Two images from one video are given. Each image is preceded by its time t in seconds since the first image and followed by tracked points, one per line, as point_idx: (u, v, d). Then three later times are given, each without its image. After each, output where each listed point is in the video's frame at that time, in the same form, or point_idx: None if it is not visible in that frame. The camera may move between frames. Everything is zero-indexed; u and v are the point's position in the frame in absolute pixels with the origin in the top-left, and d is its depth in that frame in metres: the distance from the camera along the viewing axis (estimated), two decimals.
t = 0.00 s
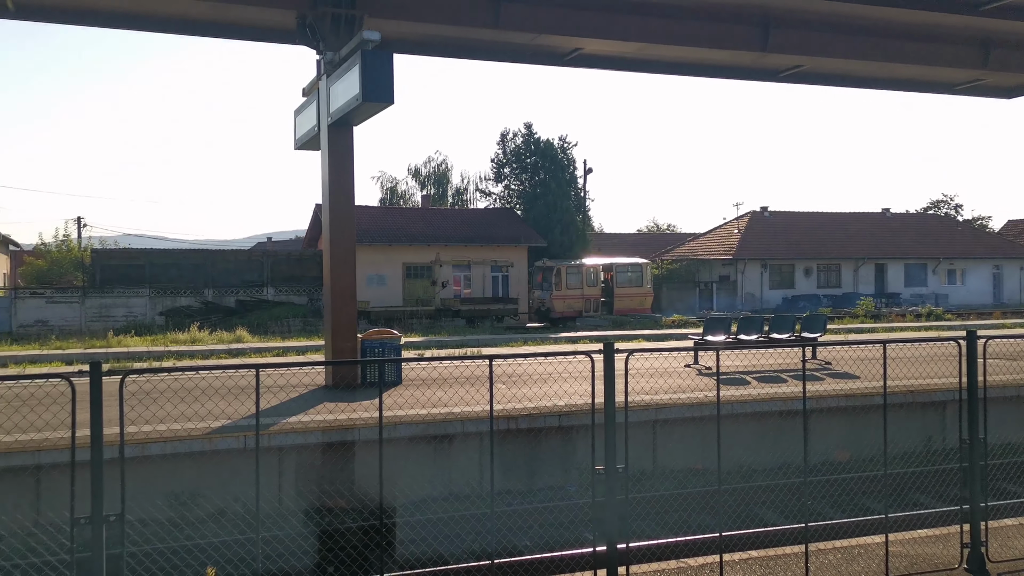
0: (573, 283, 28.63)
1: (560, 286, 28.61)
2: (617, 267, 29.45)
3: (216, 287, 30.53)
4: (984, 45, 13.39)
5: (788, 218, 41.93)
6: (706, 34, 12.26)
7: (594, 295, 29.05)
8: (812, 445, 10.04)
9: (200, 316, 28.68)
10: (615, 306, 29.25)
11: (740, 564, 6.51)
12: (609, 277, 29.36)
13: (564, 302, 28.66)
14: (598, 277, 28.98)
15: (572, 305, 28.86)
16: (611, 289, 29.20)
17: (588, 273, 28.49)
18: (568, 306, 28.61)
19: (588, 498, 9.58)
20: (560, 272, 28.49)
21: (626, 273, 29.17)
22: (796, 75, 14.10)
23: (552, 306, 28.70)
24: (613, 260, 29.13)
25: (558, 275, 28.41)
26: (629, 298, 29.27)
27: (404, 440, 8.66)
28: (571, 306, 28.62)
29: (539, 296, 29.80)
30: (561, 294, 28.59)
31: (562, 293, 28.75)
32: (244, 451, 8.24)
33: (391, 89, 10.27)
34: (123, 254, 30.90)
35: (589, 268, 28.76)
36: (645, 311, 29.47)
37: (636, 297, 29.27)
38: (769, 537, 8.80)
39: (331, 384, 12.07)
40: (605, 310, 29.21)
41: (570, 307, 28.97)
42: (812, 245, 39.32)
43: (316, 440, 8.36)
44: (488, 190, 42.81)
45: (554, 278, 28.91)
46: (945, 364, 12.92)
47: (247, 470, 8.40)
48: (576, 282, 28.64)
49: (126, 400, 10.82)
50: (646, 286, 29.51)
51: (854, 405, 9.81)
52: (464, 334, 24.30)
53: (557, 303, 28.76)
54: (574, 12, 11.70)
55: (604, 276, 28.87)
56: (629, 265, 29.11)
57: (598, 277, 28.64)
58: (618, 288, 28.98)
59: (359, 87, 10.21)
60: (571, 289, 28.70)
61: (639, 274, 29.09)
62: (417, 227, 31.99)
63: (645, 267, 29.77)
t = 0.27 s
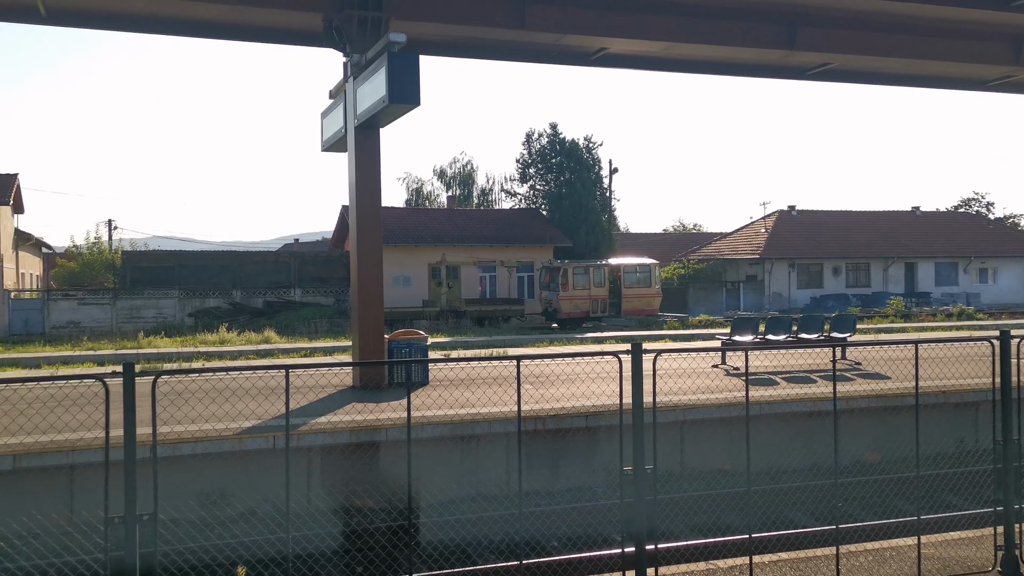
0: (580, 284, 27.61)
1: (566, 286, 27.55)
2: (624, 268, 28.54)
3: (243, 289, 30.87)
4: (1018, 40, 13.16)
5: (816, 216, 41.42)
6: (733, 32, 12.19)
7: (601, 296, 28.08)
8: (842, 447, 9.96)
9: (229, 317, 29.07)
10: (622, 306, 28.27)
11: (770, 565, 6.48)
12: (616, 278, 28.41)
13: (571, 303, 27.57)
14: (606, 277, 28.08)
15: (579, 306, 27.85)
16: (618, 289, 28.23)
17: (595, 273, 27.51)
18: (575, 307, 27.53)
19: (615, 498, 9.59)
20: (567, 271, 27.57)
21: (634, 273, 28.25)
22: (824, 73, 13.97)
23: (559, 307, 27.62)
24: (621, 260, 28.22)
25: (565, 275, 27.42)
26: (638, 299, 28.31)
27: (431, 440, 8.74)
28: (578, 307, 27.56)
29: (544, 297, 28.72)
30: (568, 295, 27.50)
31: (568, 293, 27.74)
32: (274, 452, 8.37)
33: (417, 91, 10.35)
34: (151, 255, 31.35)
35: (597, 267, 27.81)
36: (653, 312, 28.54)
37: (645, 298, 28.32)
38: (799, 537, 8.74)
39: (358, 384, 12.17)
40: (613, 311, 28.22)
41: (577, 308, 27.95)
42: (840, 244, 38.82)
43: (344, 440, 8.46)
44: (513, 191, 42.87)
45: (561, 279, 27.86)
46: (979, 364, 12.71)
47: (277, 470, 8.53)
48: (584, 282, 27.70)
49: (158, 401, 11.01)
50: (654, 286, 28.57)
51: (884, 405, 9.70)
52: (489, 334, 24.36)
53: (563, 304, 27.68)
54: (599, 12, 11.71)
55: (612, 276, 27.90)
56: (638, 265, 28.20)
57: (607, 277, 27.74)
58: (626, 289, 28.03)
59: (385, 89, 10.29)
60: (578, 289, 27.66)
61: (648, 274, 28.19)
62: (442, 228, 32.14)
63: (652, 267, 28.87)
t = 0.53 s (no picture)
0: (587, 284, 27.42)
1: (573, 286, 27.37)
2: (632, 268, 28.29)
3: (271, 289, 31.24)
4: None
5: (845, 215, 40.90)
6: (762, 30, 12.12)
7: (608, 296, 27.84)
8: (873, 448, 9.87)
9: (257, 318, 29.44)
10: (630, 307, 28.02)
11: (800, 567, 6.47)
12: (624, 278, 28.17)
13: (578, 303, 27.38)
14: (614, 277, 27.84)
15: (586, 306, 27.64)
16: (626, 290, 27.99)
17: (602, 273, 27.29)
18: (582, 307, 27.33)
19: (643, 499, 9.60)
20: (573, 271, 27.38)
21: (642, 273, 28.01)
22: (854, 70, 13.82)
23: (566, 308, 27.44)
24: (629, 260, 28.00)
25: (572, 275, 27.23)
26: (645, 300, 28.03)
27: (459, 441, 8.81)
28: (585, 307, 27.36)
29: (552, 297, 28.59)
30: (575, 295, 27.32)
31: (575, 293, 27.55)
32: (304, 452, 8.50)
33: (443, 91, 10.42)
34: (181, 255, 31.86)
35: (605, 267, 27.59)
36: (661, 313, 28.25)
37: (653, 299, 28.05)
38: (830, 539, 8.68)
39: (386, 384, 12.27)
40: (620, 312, 27.97)
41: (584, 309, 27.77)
42: (870, 243, 38.31)
43: (372, 440, 8.59)
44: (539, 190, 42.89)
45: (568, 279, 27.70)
46: (1014, 364, 12.50)
47: (306, 469, 8.66)
48: (590, 283, 27.50)
49: (188, 401, 11.19)
50: (662, 287, 28.28)
51: (916, 406, 9.59)
52: (514, 334, 24.42)
53: (570, 304, 27.49)
54: (627, 11, 11.70)
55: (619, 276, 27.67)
56: (646, 265, 27.98)
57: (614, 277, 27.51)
58: (634, 289, 27.80)
59: (412, 89, 10.39)
60: (585, 290, 27.46)
61: (655, 274, 27.95)
62: (468, 228, 32.27)
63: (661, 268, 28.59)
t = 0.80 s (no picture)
0: (591, 284, 27.49)
1: (578, 286, 27.45)
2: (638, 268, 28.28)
3: (296, 288, 31.63)
4: None
5: (872, 213, 40.40)
6: (788, 27, 12.04)
7: (613, 296, 27.87)
8: (903, 449, 9.77)
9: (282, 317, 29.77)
10: (635, 307, 28.01)
11: (829, 568, 6.45)
12: (629, 278, 28.17)
13: (582, 303, 27.47)
14: (619, 277, 27.84)
15: (590, 306, 27.75)
16: (631, 290, 27.98)
17: (607, 273, 27.32)
18: (586, 307, 27.41)
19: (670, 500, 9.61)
20: (578, 271, 27.45)
21: (648, 273, 28.02)
22: (882, 68, 13.69)
23: (570, 307, 27.54)
24: (635, 260, 28.00)
25: (577, 275, 27.30)
26: (650, 299, 28.00)
27: (485, 440, 8.86)
28: (589, 307, 27.43)
29: (557, 297, 28.72)
30: (579, 295, 27.41)
31: (579, 293, 27.63)
32: (332, 450, 8.61)
33: (468, 92, 10.49)
34: (208, 256, 32.32)
35: (610, 268, 27.61)
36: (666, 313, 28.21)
37: (658, 299, 28.01)
38: (859, 540, 8.63)
39: (410, 383, 12.39)
40: (625, 312, 27.97)
41: (589, 309, 27.84)
42: (898, 242, 37.81)
43: (398, 439, 8.70)
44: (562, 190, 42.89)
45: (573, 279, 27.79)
46: None
47: (334, 468, 8.79)
48: (595, 283, 27.56)
49: (218, 399, 11.41)
50: (669, 287, 28.22)
51: (946, 406, 9.49)
52: (538, 334, 24.48)
53: (574, 304, 27.58)
54: (651, 10, 11.70)
55: (624, 276, 27.67)
56: (652, 265, 27.98)
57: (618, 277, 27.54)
58: (639, 289, 27.79)
59: (437, 90, 10.46)
60: (590, 290, 27.53)
61: (660, 274, 27.91)
62: (491, 228, 32.39)
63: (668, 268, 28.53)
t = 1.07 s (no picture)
0: (596, 283, 27.47)
1: (581, 286, 27.44)
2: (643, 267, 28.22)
3: (321, 287, 31.96)
4: None
5: (900, 211, 39.85)
6: (814, 24, 11.95)
7: (618, 295, 27.89)
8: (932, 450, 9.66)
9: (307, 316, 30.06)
10: (640, 307, 27.98)
11: (856, 570, 6.41)
12: (633, 277, 28.14)
13: (586, 302, 27.47)
14: (624, 277, 27.79)
15: (594, 306, 27.77)
16: (636, 289, 27.96)
17: (611, 272, 27.27)
18: (590, 307, 27.42)
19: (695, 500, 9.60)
20: (583, 271, 27.45)
21: (653, 272, 27.97)
22: (910, 65, 13.54)
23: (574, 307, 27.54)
24: (640, 259, 27.96)
25: (581, 274, 27.27)
26: (655, 299, 28.00)
27: (509, 439, 8.88)
28: (593, 307, 27.43)
29: (561, 296, 28.71)
30: (583, 294, 27.39)
31: (584, 293, 27.67)
32: (357, 448, 8.68)
33: (492, 91, 10.44)
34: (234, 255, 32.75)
35: (614, 267, 27.56)
36: (672, 312, 28.20)
37: (662, 298, 27.97)
38: (888, 542, 8.55)
39: (434, 382, 12.47)
40: (630, 311, 27.95)
41: (593, 308, 27.85)
42: (926, 240, 37.26)
43: (423, 437, 8.76)
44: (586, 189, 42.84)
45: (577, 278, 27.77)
46: None
47: (359, 466, 8.88)
48: (599, 282, 27.58)
49: (244, 398, 11.60)
50: (673, 286, 28.19)
51: (976, 407, 9.36)
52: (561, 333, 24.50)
53: (579, 303, 27.58)
54: (676, 8, 11.67)
55: (628, 275, 27.64)
56: (657, 265, 27.92)
57: (623, 277, 27.50)
58: (644, 289, 27.75)
59: (461, 89, 10.43)
60: (594, 289, 27.53)
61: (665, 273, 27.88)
62: (514, 227, 32.45)
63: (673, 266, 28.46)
